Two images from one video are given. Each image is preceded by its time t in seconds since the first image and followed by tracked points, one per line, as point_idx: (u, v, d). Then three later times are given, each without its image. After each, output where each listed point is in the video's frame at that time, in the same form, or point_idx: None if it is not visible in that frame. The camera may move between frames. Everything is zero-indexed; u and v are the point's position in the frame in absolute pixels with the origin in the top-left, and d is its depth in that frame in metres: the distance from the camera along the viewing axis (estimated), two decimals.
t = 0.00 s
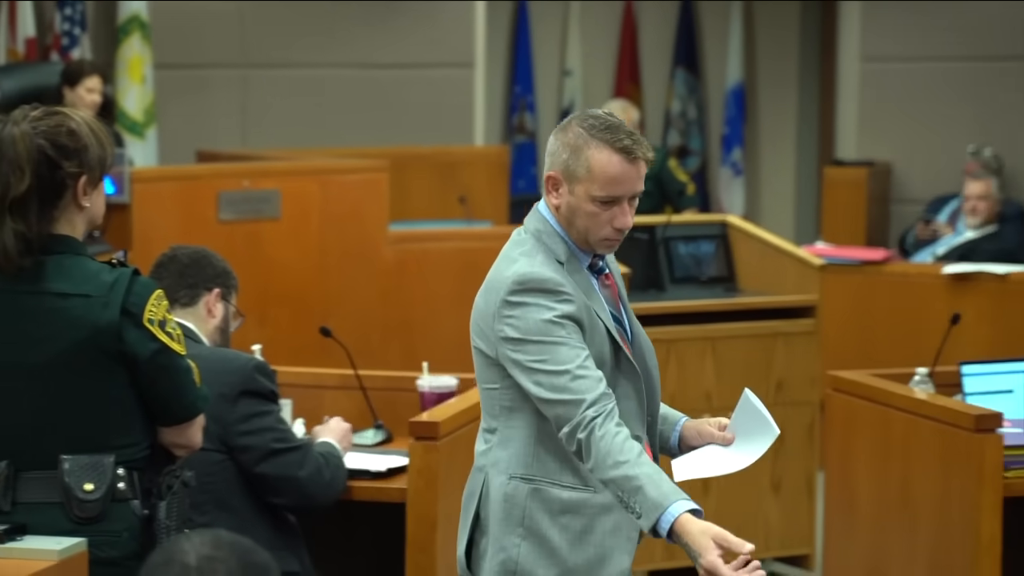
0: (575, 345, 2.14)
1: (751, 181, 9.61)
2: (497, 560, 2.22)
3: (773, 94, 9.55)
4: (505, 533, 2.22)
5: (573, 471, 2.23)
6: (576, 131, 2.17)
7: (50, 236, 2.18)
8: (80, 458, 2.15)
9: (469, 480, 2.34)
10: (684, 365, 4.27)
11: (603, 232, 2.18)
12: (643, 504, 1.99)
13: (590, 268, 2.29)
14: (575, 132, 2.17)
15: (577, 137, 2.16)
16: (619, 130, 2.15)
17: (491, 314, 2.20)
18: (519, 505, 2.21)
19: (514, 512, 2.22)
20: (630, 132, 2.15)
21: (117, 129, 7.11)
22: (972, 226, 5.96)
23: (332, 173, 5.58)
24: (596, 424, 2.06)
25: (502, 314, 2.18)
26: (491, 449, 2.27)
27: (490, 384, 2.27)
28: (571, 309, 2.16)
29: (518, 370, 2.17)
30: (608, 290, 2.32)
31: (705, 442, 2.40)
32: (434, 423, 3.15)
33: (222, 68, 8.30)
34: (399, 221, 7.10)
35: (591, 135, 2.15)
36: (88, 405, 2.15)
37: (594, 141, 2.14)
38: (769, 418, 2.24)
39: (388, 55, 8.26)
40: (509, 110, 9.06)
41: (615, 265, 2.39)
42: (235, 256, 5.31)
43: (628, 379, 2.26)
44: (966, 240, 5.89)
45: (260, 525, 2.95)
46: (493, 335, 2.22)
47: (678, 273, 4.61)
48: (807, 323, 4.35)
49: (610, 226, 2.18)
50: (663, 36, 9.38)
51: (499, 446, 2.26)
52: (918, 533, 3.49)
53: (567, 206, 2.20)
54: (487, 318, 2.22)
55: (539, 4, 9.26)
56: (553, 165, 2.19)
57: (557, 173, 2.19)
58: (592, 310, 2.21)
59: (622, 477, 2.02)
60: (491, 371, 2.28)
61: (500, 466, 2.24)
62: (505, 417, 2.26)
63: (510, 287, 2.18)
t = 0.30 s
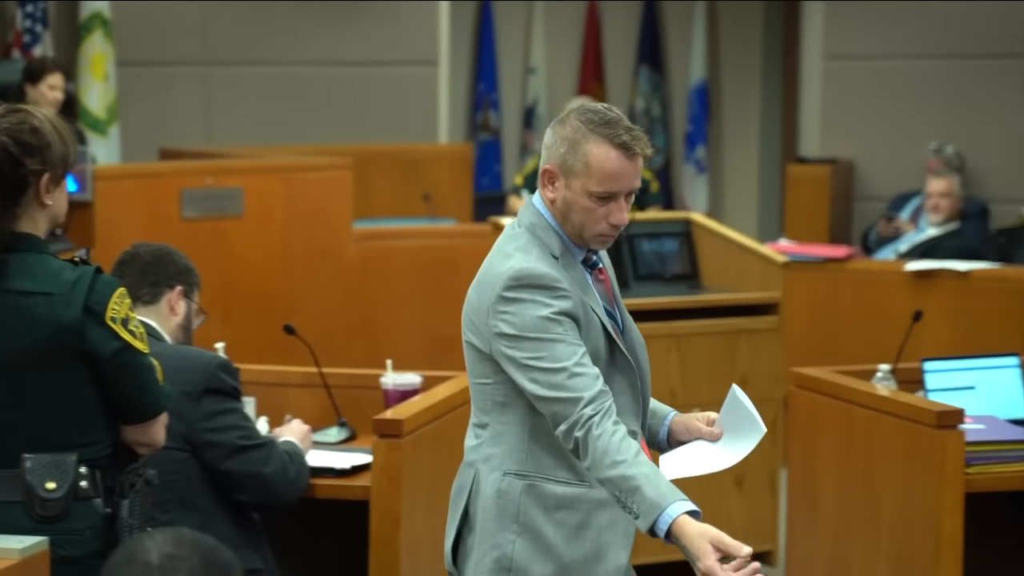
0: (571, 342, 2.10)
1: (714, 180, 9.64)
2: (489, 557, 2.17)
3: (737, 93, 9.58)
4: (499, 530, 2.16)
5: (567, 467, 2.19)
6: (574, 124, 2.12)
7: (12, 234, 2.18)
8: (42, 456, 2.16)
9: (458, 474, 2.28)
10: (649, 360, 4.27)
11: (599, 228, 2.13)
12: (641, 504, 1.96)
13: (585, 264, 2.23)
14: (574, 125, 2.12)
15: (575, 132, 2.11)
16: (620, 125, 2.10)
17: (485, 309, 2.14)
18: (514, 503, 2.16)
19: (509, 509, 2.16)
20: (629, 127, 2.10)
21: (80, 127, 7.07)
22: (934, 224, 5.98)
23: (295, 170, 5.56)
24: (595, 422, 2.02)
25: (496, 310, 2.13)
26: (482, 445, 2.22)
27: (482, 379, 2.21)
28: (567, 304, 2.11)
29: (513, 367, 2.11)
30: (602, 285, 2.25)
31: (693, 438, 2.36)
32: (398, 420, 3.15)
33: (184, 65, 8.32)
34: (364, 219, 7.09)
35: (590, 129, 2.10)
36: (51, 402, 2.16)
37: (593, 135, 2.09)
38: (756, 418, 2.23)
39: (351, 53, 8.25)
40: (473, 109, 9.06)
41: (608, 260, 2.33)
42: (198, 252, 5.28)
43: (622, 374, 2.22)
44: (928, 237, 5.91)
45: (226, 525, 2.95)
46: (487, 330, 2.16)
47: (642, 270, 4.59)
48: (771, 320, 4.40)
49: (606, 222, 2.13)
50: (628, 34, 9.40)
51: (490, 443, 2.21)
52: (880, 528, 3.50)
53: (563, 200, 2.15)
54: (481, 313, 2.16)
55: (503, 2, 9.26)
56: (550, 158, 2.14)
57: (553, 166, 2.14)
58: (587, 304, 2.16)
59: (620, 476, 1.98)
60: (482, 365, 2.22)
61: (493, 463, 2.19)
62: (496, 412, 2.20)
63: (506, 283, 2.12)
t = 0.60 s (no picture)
0: (554, 337, 2.10)
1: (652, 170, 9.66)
2: (465, 551, 2.18)
3: (675, 85, 9.61)
4: (476, 524, 2.17)
5: (547, 461, 2.20)
6: (561, 114, 2.14)
7: None
8: None
9: (435, 464, 2.29)
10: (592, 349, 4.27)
11: (583, 219, 2.15)
12: (624, 506, 1.97)
13: (568, 253, 2.26)
14: (561, 115, 2.13)
15: (562, 121, 2.12)
16: (609, 117, 2.12)
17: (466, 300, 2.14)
18: (493, 497, 2.17)
19: (488, 503, 2.17)
20: (616, 118, 2.11)
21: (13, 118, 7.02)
22: (870, 213, 5.99)
23: (233, 160, 5.48)
24: (577, 420, 2.03)
25: (477, 303, 2.13)
26: (459, 436, 2.22)
27: (461, 370, 2.22)
28: (550, 299, 2.12)
29: (494, 361, 2.12)
30: (584, 276, 2.27)
31: (670, 425, 2.38)
32: (339, 411, 3.14)
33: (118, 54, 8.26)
34: (303, 209, 7.07)
35: (577, 119, 2.11)
36: None
37: (580, 127, 2.11)
38: (734, 402, 2.25)
39: (289, 43, 8.21)
40: (411, 99, 9.05)
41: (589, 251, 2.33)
42: (134, 241, 5.27)
43: (601, 367, 2.23)
44: (864, 227, 5.94)
45: (166, 516, 2.94)
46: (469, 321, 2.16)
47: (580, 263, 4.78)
48: (709, 310, 4.44)
49: (590, 214, 2.15)
50: (566, 24, 9.40)
51: (468, 435, 2.22)
52: (818, 515, 3.53)
53: (547, 190, 2.16)
54: (462, 305, 2.16)
55: None
56: (536, 148, 2.15)
57: (539, 155, 2.15)
58: (569, 296, 2.17)
59: (602, 476, 2.00)
60: (462, 356, 2.23)
61: (472, 455, 2.20)
62: (475, 404, 2.21)
63: (488, 275, 2.12)
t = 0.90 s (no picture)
0: (540, 341, 2.22)
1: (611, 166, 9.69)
2: (445, 551, 2.33)
3: (635, 83, 9.66)
4: (456, 525, 2.31)
5: (530, 465, 2.34)
6: (553, 117, 2.26)
7: None
8: None
9: (419, 462, 2.43)
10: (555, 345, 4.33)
11: (572, 221, 2.27)
12: (603, 512, 2.09)
13: (556, 255, 2.37)
14: (553, 119, 2.25)
15: (553, 124, 2.24)
16: (598, 121, 2.24)
17: (456, 304, 2.27)
18: (476, 499, 2.31)
19: (471, 504, 2.31)
20: (606, 122, 2.24)
21: None
22: (826, 210, 6.06)
23: (196, 158, 5.54)
24: (562, 427, 2.16)
25: (467, 306, 2.25)
26: (444, 437, 2.36)
27: (449, 371, 2.35)
28: (537, 305, 2.24)
29: (481, 365, 2.24)
30: (571, 279, 2.39)
31: (656, 423, 2.51)
32: (301, 406, 3.19)
33: (81, 53, 8.29)
34: (264, 206, 7.09)
35: (568, 122, 2.24)
36: None
37: (570, 131, 2.23)
38: (720, 401, 2.32)
39: (252, 42, 8.26)
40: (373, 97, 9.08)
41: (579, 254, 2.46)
42: (96, 240, 5.29)
43: (584, 372, 2.36)
44: (821, 223, 6.00)
45: (128, 512, 2.99)
46: (458, 323, 2.28)
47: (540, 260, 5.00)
48: (668, 306, 4.51)
49: (579, 216, 2.27)
50: (527, 23, 9.46)
51: (452, 435, 2.36)
52: (773, 507, 3.60)
53: (537, 192, 2.29)
54: (451, 307, 2.29)
55: None
56: (528, 150, 2.27)
57: (531, 158, 2.28)
58: (556, 302, 2.29)
59: (585, 484, 2.12)
60: (450, 358, 2.36)
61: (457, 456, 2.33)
62: (460, 405, 2.34)
63: (477, 279, 2.24)
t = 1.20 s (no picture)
0: (516, 343, 2.18)
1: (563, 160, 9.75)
2: (413, 545, 2.32)
3: (587, 78, 9.74)
4: (425, 521, 2.31)
5: (503, 465, 2.31)
6: (534, 117, 2.20)
7: None
8: None
9: (395, 457, 2.40)
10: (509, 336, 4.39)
11: (553, 222, 2.22)
12: (575, 516, 2.06)
13: (537, 256, 2.32)
14: (534, 119, 2.19)
15: (534, 125, 2.18)
16: (581, 122, 2.19)
17: (432, 301, 2.22)
18: (445, 497, 2.30)
19: (441, 502, 2.30)
20: (589, 122, 2.18)
21: None
22: (775, 202, 6.14)
23: (152, 151, 5.53)
24: (534, 429, 2.13)
25: (443, 304, 2.21)
26: (420, 433, 2.33)
27: (425, 368, 2.31)
28: (514, 305, 2.19)
29: (457, 364, 2.20)
30: (552, 282, 2.34)
31: (640, 421, 2.52)
32: (256, 397, 3.22)
33: (35, 47, 8.30)
34: (220, 199, 7.12)
35: (550, 123, 2.18)
36: None
37: (552, 132, 2.17)
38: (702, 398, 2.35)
39: (206, 36, 8.29)
40: (328, 91, 9.12)
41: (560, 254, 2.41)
42: (52, 232, 5.28)
43: (562, 371, 2.32)
44: (770, 216, 6.08)
45: (82, 501, 3.03)
46: (434, 323, 2.24)
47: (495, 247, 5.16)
48: (620, 297, 4.58)
49: (560, 217, 2.21)
50: (480, 18, 9.52)
51: (428, 432, 2.32)
52: (726, 494, 3.65)
53: (518, 193, 2.23)
54: (428, 306, 2.24)
55: None
56: (508, 150, 2.21)
57: (511, 158, 2.22)
58: (535, 302, 2.24)
59: (557, 486, 2.09)
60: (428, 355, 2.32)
61: (429, 454, 2.31)
62: (437, 403, 2.31)
63: (454, 278, 2.20)
